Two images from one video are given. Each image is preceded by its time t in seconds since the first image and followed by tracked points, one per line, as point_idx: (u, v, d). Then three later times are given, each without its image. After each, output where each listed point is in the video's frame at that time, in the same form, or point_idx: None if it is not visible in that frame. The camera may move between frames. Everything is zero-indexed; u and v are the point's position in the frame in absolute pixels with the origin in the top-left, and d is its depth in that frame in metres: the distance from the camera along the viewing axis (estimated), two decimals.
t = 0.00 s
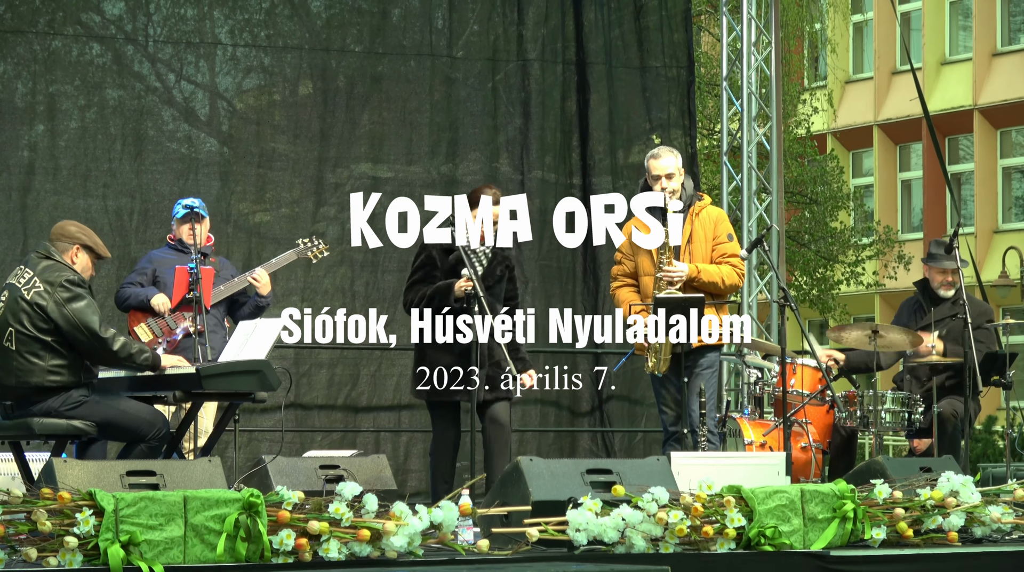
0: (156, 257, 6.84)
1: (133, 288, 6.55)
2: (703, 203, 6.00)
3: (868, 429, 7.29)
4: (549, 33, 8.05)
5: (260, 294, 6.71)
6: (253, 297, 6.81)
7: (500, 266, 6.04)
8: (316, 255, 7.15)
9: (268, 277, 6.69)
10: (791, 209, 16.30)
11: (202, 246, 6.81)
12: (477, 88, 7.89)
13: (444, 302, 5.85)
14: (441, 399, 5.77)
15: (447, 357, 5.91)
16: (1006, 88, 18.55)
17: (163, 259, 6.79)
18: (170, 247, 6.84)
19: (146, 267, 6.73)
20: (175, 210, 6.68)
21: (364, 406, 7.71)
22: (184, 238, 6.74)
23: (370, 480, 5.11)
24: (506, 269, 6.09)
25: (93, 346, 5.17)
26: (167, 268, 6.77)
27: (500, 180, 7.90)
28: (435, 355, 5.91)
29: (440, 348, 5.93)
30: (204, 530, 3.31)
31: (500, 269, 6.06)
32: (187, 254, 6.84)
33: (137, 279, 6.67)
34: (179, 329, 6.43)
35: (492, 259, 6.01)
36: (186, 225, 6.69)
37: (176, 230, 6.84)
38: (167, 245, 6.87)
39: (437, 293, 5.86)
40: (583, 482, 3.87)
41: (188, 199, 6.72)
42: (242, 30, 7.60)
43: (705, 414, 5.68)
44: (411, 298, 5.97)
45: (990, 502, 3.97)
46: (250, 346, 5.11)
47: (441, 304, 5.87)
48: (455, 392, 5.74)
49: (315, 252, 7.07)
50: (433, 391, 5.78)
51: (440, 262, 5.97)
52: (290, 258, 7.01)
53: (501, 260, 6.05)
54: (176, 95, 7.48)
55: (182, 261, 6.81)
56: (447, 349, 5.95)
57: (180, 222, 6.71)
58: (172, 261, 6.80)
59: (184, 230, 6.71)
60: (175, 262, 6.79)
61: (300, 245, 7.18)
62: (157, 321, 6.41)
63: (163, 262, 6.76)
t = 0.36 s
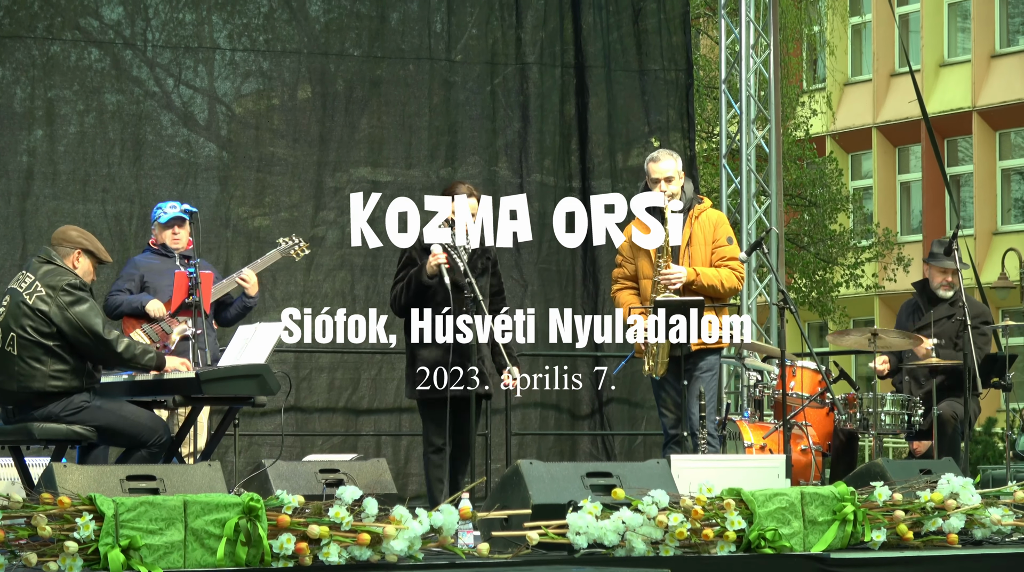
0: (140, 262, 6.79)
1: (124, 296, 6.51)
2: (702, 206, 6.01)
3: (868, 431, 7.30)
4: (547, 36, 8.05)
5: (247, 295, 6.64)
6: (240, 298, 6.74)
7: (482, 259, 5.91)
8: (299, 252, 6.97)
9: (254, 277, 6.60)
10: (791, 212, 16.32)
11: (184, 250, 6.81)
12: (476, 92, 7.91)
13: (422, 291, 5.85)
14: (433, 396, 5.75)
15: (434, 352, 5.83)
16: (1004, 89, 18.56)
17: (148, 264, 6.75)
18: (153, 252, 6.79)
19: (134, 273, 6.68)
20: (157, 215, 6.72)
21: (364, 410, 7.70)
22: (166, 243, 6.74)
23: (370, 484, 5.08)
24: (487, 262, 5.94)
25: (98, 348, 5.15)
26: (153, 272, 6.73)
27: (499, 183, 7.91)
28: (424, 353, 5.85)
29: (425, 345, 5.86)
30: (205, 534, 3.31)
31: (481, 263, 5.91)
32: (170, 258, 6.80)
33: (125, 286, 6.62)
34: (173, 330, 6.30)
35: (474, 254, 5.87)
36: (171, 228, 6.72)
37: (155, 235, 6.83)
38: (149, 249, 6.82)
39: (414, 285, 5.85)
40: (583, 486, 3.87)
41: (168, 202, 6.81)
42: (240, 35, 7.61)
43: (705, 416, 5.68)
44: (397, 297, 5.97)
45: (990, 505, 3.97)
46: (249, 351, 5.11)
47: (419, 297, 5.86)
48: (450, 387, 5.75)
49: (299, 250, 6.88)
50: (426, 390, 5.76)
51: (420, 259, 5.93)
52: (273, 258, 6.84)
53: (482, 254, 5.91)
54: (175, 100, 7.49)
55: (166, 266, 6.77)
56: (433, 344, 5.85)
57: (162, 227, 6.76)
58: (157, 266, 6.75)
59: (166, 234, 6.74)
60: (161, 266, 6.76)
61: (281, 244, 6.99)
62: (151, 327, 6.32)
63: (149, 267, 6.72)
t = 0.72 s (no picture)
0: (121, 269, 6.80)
1: (110, 302, 6.49)
2: (703, 209, 6.02)
3: (869, 434, 7.27)
4: (547, 40, 8.06)
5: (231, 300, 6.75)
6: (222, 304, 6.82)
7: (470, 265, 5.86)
8: (278, 256, 6.98)
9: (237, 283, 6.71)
10: (791, 215, 16.33)
11: (165, 256, 6.96)
12: (476, 96, 7.91)
13: (417, 296, 5.67)
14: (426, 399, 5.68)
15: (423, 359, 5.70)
16: (1004, 91, 18.59)
17: (129, 271, 6.77)
18: (133, 258, 6.84)
19: (118, 280, 6.70)
20: (140, 222, 6.84)
21: (365, 414, 7.71)
22: (149, 250, 6.86)
23: (372, 488, 5.09)
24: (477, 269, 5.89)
25: (97, 353, 5.19)
26: (137, 278, 6.76)
27: (500, 187, 7.91)
28: (413, 359, 5.74)
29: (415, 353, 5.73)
30: (206, 539, 3.31)
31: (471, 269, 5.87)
32: (151, 264, 6.87)
33: (110, 293, 6.64)
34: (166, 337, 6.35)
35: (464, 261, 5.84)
36: (154, 235, 6.84)
37: (135, 243, 6.90)
38: (129, 256, 6.85)
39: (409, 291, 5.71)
40: (585, 490, 3.87)
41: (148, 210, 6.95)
42: (240, 40, 7.62)
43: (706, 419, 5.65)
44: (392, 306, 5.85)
45: (992, 506, 3.96)
46: (251, 356, 5.12)
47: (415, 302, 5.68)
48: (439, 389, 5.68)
49: (279, 254, 6.91)
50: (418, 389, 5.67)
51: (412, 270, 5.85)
52: (253, 263, 6.85)
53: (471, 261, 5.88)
54: (175, 105, 7.50)
55: (148, 272, 6.82)
56: (423, 352, 5.72)
57: (143, 234, 6.86)
58: (139, 272, 6.79)
59: (148, 241, 6.87)
60: (144, 271, 6.79)
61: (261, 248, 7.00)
62: (142, 334, 6.35)
63: (132, 273, 6.75)
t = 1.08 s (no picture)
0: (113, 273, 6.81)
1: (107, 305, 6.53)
2: (705, 213, 6.00)
3: (871, 438, 7.26)
4: (549, 44, 8.07)
5: (240, 283, 6.69)
6: (230, 290, 6.82)
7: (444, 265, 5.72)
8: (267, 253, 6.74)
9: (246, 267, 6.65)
10: (793, 219, 16.33)
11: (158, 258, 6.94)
12: (478, 100, 7.92)
13: (403, 290, 5.54)
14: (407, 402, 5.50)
15: (404, 359, 5.53)
16: (1006, 95, 18.59)
17: (122, 274, 6.78)
18: (125, 262, 6.84)
19: (112, 282, 6.71)
20: (130, 226, 6.81)
21: (368, 418, 7.71)
22: (141, 253, 6.83)
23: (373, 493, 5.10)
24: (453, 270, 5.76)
25: (93, 357, 5.20)
26: (130, 280, 6.76)
27: (501, 191, 7.92)
28: (393, 358, 5.54)
29: (394, 350, 5.54)
30: (208, 543, 3.32)
31: (447, 271, 5.73)
32: (144, 266, 6.87)
33: (105, 296, 6.66)
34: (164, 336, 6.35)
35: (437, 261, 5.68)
36: (146, 238, 6.81)
37: (127, 245, 6.87)
38: (121, 259, 6.85)
39: (392, 283, 5.55)
40: (587, 493, 3.87)
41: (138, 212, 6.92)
42: (242, 44, 7.63)
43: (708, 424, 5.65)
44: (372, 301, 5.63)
45: (994, 511, 3.96)
46: (253, 359, 5.12)
47: (402, 293, 5.54)
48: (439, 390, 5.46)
49: (269, 251, 6.73)
50: (399, 389, 5.50)
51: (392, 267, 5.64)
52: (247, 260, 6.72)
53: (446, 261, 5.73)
54: (177, 109, 7.51)
55: (141, 274, 6.82)
56: (403, 350, 5.53)
57: (135, 236, 6.83)
58: (132, 274, 6.79)
59: (140, 244, 6.84)
60: (137, 274, 6.80)
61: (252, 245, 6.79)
62: (139, 334, 6.33)
63: (125, 275, 6.75)
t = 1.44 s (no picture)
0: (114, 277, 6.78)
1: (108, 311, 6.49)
2: (707, 217, 6.00)
3: (873, 442, 7.29)
4: (551, 48, 8.08)
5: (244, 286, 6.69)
6: (231, 293, 6.78)
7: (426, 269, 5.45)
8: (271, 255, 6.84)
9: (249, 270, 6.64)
10: (795, 222, 16.33)
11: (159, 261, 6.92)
12: (480, 104, 7.93)
13: (394, 291, 5.28)
14: (392, 405, 5.29)
15: (388, 361, 5.30)
16: (1008, 98, 18.57)
17: (124, 278, 6.75)
18: (127, 266, 6.80)
19: (114, 288, 6.69)
20: (133, 229, 6.74)
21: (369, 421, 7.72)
22: (143, 257, 6.81)
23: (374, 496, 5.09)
24: (433, 272, 5.51)
25: (92, 355, 5.21)
26: (131, 285, 6.74)
27: (503, 194, 7.92)
28: (376, 360, 5.31)
29: (378, 352, 5.30)
30: (210, 546, 3.32)
31: (427, 273, 5.47)
32: (145, 270, 6.83)
33: (107, 302, 6.63)
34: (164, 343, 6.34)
35: (419, 262, 5.43)
36: (148, 242, 6.78)
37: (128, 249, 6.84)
38: (122, 263, 6.81)
39: (383, 285, 5.29)
40: (588, 497, 3.87)
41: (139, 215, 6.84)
42: (244, 47, 7.64)
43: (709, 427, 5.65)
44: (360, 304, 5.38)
45: (996, 515, 3.96)
46: (255, 363, 5.14)
47: (394, 294, 5.28)
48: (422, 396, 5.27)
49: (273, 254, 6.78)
50: (382, 392, 5.28)
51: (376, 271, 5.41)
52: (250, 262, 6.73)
53: (428, 263, 5.48)
54: (179, 112, 7.51)
55: (142, 278, 6.80)
56: (387, 353, 5.30)
57: (136, 240, 6.80)
58: (134, 278, 6.77)
59: (142, 248, 6.80)
60: (138, 278, 6.77)
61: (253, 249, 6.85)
62: (140, 342, 6.34)
63: (127, 280, 6.72)
